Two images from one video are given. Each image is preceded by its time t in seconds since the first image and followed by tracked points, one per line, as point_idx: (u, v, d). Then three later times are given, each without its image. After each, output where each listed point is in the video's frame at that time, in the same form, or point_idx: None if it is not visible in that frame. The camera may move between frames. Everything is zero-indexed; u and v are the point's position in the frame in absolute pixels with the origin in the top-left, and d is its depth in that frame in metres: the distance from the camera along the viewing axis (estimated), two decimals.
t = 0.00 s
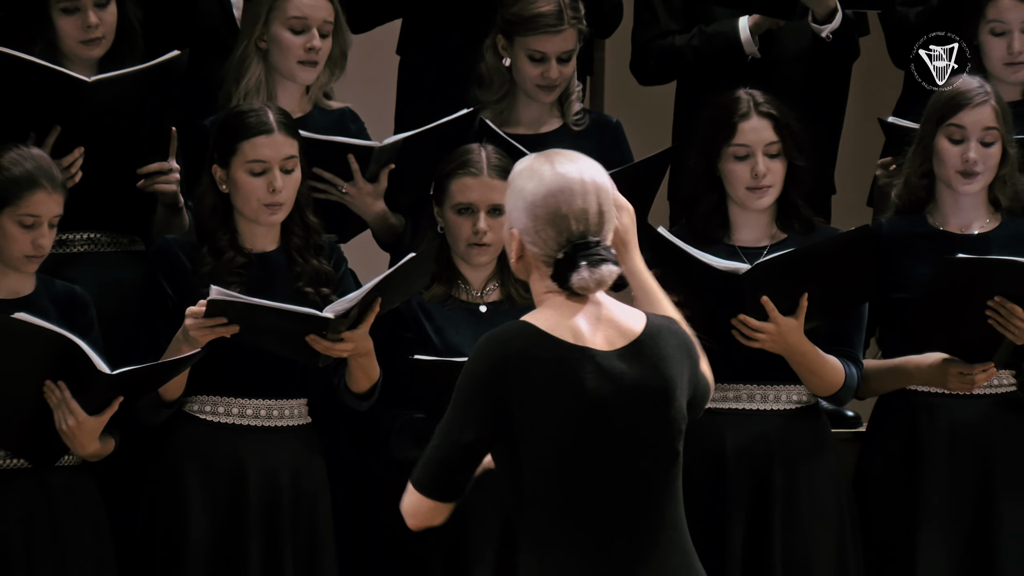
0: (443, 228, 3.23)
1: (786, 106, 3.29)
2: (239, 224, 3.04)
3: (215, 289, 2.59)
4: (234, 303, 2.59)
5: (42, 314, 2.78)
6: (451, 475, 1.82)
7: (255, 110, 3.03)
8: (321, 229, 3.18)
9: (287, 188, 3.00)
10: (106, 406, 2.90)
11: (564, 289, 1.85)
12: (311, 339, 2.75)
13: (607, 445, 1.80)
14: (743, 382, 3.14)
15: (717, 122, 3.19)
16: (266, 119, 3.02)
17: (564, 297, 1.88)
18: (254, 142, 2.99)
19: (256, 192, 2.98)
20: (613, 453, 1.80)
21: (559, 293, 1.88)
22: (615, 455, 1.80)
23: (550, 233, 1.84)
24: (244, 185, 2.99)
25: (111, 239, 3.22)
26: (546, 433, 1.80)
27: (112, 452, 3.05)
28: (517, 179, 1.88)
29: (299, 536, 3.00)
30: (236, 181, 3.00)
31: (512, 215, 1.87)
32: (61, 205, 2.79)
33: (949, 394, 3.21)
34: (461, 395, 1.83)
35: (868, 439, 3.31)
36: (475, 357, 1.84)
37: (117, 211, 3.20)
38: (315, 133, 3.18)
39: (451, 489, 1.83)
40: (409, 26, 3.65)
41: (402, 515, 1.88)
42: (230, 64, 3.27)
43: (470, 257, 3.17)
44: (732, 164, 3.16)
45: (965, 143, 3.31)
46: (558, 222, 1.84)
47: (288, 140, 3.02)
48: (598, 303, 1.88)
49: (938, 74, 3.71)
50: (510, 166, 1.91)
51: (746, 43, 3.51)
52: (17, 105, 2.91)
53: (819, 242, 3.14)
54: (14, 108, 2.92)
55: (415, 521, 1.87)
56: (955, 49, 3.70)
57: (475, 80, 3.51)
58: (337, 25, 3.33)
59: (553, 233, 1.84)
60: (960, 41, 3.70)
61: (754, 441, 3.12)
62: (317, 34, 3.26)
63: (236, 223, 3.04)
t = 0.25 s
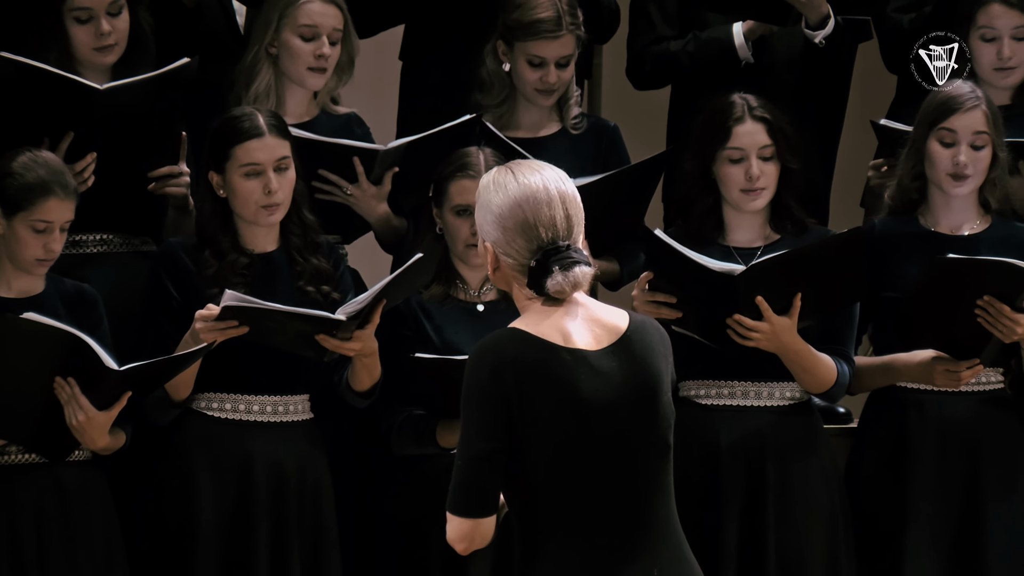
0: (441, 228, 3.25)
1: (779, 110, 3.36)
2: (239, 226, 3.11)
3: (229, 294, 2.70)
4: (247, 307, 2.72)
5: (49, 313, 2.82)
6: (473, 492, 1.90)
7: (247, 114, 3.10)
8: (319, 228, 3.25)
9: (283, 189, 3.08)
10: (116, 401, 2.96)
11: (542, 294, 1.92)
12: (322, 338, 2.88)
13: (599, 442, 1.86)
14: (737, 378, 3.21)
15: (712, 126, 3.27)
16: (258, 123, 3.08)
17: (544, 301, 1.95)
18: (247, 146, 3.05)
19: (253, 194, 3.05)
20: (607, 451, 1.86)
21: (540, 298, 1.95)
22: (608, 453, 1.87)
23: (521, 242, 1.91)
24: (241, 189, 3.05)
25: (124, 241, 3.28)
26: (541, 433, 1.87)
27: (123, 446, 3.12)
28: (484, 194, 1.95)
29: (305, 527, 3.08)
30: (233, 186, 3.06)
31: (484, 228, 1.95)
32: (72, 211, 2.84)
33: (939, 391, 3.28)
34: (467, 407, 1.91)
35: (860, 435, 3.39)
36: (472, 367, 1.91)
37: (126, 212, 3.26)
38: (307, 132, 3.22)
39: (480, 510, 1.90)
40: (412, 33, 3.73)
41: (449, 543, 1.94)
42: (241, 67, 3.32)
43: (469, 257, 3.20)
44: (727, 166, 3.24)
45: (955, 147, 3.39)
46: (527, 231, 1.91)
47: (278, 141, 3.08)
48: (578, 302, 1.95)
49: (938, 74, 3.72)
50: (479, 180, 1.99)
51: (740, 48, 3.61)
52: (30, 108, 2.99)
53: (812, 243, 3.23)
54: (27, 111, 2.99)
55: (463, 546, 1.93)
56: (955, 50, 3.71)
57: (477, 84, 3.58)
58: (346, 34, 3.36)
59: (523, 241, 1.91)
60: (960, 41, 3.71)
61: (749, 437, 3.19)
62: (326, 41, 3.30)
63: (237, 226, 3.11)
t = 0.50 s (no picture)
0: (440, 229, 3.30)
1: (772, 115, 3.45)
2: (240, 229, 3.18)
3: (241, 298, 2.83)
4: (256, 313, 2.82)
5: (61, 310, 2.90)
6: (484, 484, 1.95)
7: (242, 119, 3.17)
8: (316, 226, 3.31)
9: (281, 189, 3.15)
10: (125, 395, 3.05)
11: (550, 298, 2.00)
12: (329, 339, 2.98)
13: (606, 438, 1.94)
14: (731, 375, 3.29)
15: (707, 130, 3.36)
16: (253, 127, 3.15)
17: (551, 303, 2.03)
18: (244, 149, 3.13)
19: (252, 197, 3.12)
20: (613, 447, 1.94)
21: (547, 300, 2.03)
22: (613, 449, 1.94)
23: (531, 247, 1.99)
24: (241, 191, 3.13)
25: (138, 243, 3.37)
26: (552, 429, 1.94)
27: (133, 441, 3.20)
28: (493, 198, 2.02)
29: (309, 521, 3.15)
30: (231, 190, 3.14)
31: (493, 231, 2.02)
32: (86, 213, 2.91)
33: (927, 388, 3.36)
34: (481, 402, 1.95)
35: (851, 432, 3.47)
36: (485, 362, 1.96)
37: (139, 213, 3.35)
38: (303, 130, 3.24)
39: (491, 501, 1.95)
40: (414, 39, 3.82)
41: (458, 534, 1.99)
42: (251, 72, 3.32)
43: (468, 258, 3.25)
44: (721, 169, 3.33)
45: (945, 150, 3.48)
46: (538, 237, 1.98)
47: (273, 143, 3.15)
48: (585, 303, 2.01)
49: (938, 75, 3.78)
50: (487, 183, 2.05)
51: (733, 55, 3.68)
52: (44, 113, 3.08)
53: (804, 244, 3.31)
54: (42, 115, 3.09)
55: (472, 537, 1.98)
56: (955, 50, 3.76)
57: (477, 88, 3.65)
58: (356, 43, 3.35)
59: (534, 247, 1.99)
60: (959, 41, 3.77)
61: (743, 434, 3.28)
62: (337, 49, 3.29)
63: (237, 229, 3.18)
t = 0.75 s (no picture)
0: (441, 231, 3.37)
1: (767, 120, 3.53)
2: (242, 233, 3.22)
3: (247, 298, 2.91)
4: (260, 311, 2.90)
5: (74, 307, 2.97)
6: (497, 474, 2.02)
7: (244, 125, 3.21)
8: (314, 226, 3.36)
9: (282, 192, 3.18)
10: (136, 391, 3.13)
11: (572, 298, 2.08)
12: (334, 337, 3.06)
13: (615, 434, 2.02)
14: (726, 374, 3.38)
15: (704, 135, 3.44)
16: (254, 133, 3.19)
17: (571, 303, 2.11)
18: (244, 154, 3.16)
19: (253, 201, 3.16)
20: (623, 444, 2.03)
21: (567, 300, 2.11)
22: (620, 445, 2.03)
23: (558, 247, 2.07)
24: (241, 195, 3.16)
25: (151, 245, 3.45)
26: (565, 424, 2.02)
27: (144, 437, 3.28)
28: (523, 196, 2.10)
29: (314, 515, 3.22)
30: (234, 193, 3.17)
31: (520, 229, 2.10)
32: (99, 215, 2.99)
33: (918, 386, 3.45)
34: (498, 394, 2.02)
35: (843, 429, 3.55)
36: (503, 357, 2.03)
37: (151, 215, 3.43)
38: (309, 134, 3.26)
39: (503, 490, 2.03)
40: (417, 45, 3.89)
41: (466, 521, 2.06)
42: (260, 79, 3.36)
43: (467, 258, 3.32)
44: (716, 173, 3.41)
45: (936, 153, 3.56)
46: (565, 238, 2.07)
47: (274, 147, 3.19)
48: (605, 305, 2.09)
49: (938, 75, 3.85)
50: (517, 181, 2.13)
51: (726, 60, 3.78)
52: (56, 117, 3.16)
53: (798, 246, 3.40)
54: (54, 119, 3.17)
55: (480, 524, 2.05)
56: (955, 50, 3.81)
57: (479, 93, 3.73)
58: (363, 50, 3.38)
59: (560, 247, 2.07)
60: (959, 41, 3.81)
61: (737, 432, 3.36)
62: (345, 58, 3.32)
63: (238, 232, 3.21)
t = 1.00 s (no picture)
0: (443, 233, 3.45)
1: (762, 125, 3.62)
2: (245, 236, 3.24)
3: (251, 299, 2.98)
4: (267, 311, 2.97)
5: (88, 306, 3.06)
6: (512, 463, 2.11)
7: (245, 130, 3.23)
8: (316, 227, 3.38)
9: (283, 195, 3.21)
10: (147, 388, 3.20)
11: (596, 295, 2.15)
12: (337, 335, 3.13)
13: (627, 431, 2.10)
14: (720, 373, 3.47)
15: (700, 139, 3.53)
16: (255, 138, 3.22)
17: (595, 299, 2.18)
18: (245, 159, 3.19)
19: (255, 204, 3.18)
20: (633, 441, 2.11)
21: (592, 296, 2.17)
22: (632, 442, 2.11)
23: (588, 247, 2.13)
24: (244, 199, 3.19)
25: (161, 246, 3.53)
26: (580, 418, 2.10)
27: (155, 434, 3.37)
28: (558, 193, 2.15)
29: (319, 510, 3.30)
30: (237, 197, 3.19)
31: (551, 225, 2.15)
32: (112, 216, 3.07)
33: (908, 385, 3.54)
34: (516, 388, 2.11)
35: (835, 426, 3.64)
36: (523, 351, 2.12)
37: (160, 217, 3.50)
38: (314, 137, 3.32)
39: (516, 479, 2.12)
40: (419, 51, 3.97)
41: (480, 507, 2.17)
42: (268, 84, 3.44)
43: (467, 259, 3.39)
44: (712, 176, 3.50)
45: (927, 157, 3.65)
46: (595, 238, 2.12)
47: (275, 151, 3.21)
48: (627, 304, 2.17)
49: (938, 75, 3.89)
50: (552, 178, 2.18)
51: (718, 66, 3.84)
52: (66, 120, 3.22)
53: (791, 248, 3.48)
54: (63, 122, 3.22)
55: (493, 510, 2.16)
56: (955, 50, 3.86)
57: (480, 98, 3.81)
58: (369, 58, 3.47)
59: (590, 247, 2.13)
60: (959, 41, 3.87)
61: (731, 429, 3.45)
62: (352, 65, 3.40)
63: (241, 236, 3.23)
